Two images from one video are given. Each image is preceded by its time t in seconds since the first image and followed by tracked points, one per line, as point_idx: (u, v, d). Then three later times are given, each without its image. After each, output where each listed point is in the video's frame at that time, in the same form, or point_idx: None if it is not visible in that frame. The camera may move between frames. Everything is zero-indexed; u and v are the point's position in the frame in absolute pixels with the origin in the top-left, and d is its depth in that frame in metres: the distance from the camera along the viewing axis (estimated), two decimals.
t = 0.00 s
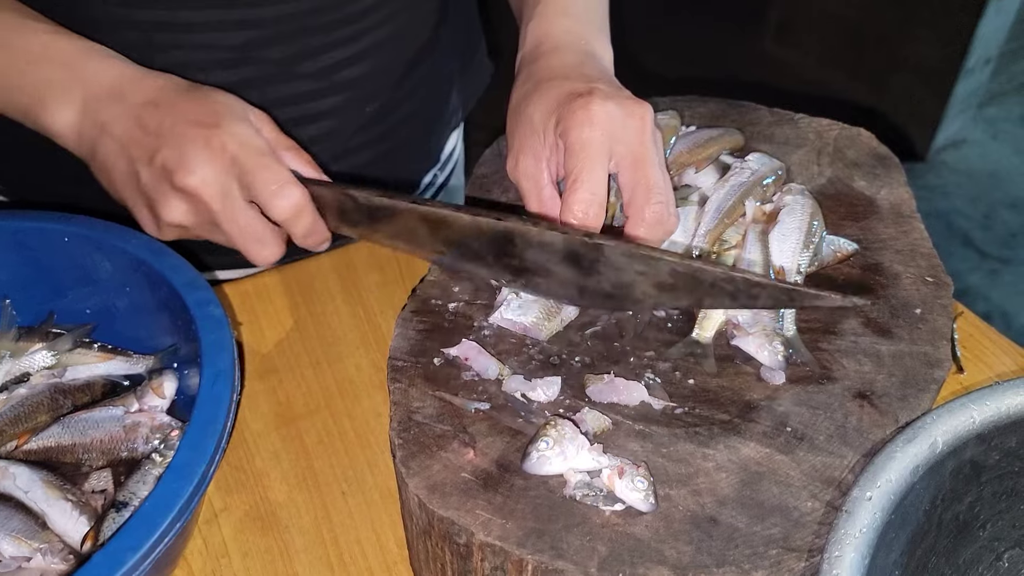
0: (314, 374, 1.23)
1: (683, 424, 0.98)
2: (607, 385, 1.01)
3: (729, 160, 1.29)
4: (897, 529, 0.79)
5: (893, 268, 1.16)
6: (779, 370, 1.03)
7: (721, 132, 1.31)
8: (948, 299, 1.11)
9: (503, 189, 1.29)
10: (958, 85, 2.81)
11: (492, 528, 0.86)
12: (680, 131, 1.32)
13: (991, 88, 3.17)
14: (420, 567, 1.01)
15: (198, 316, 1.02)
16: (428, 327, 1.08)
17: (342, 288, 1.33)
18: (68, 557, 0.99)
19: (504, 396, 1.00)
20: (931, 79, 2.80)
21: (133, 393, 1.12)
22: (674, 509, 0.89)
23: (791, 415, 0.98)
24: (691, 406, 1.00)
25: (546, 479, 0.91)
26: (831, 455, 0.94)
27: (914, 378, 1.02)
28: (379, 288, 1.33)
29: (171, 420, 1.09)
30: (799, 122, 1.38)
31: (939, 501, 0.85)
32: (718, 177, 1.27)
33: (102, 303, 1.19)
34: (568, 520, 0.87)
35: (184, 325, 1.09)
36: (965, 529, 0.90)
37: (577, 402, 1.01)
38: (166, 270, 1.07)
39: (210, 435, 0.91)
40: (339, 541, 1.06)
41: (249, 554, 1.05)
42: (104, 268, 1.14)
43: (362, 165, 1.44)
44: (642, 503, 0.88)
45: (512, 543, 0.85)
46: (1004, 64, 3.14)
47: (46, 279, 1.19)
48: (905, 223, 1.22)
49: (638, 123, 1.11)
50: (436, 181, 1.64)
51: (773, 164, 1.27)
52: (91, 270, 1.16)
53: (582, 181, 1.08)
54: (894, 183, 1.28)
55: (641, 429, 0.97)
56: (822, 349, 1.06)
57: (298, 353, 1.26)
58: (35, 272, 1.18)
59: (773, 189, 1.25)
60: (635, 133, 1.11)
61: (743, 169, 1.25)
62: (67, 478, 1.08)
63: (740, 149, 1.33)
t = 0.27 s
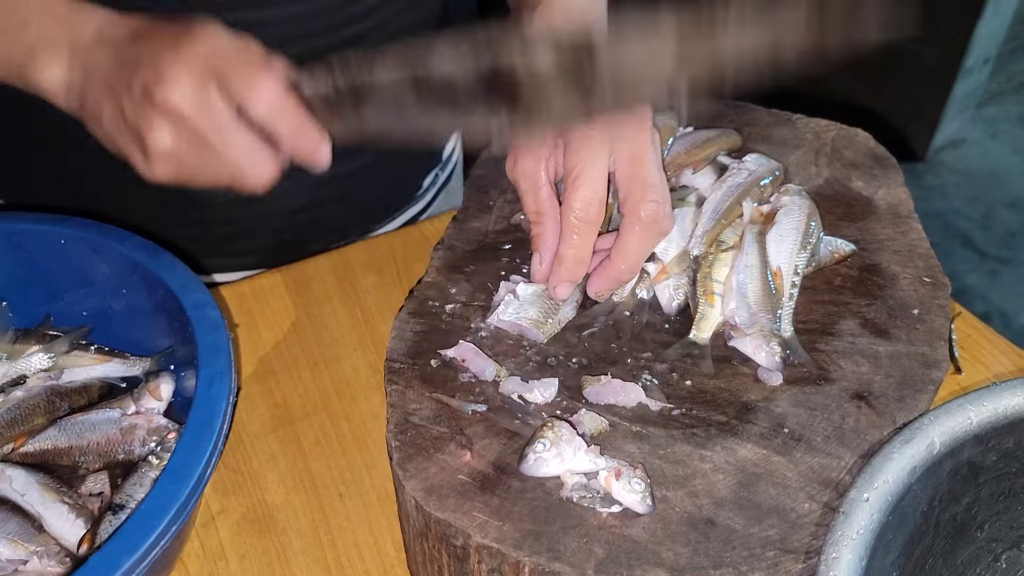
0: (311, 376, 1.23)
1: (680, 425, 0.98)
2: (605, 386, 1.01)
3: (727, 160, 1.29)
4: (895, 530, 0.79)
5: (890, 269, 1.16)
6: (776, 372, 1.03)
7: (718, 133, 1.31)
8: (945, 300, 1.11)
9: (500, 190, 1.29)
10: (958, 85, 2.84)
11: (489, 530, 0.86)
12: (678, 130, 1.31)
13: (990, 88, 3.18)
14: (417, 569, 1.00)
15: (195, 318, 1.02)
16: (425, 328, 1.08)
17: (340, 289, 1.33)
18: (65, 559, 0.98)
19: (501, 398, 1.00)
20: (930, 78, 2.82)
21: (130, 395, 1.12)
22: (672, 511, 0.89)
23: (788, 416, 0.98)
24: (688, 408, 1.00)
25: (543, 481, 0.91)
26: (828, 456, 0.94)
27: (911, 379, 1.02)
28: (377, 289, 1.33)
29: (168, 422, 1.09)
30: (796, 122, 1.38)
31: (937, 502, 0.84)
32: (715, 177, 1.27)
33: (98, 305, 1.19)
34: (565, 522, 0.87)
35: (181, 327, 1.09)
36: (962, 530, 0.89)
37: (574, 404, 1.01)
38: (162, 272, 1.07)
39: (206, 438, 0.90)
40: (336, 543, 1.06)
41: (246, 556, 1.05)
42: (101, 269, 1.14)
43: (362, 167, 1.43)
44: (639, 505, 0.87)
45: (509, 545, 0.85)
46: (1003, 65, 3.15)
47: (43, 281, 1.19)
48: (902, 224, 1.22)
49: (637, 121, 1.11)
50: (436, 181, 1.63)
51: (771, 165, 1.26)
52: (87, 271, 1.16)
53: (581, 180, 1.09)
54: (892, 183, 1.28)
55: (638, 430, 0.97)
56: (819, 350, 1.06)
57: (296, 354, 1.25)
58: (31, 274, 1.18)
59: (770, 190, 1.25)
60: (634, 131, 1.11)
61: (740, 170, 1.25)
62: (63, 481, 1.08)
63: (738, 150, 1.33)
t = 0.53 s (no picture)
0: (310, 375, 1.23)
1: (678, 426, 0.97)
2: (602, 386, 1.01)
3: (723, 159, 1.30)
4: (894, 530, 0.79)
5: (888, 268, 1.15)
6: (773, 372, 1.02)
7: (715, 132, 1.30)
8: (943, 299, 1.10)
9: (497, 190, 1.29)
10: (958, 85, 2.84)
11: (485, 531, 0.86)
12: (674, 130, 1.31)
13: (989, 87, 3.17)
14: (414, 571, 1.00)
15: (193, 318, 1.01)
16: (421, 329, 1.07)
17: (338, 288, 1.33)
18: (63, 559, 0.98)
19: (497, 399, 1.00)
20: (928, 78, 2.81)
21: (128, 394, 1.12)
22: (669, 512, 0.88)
23: (786, 415, 0.98)
24: (685, 408, 0.99)
25: (540, 482, 0.90)
26: (826, 456, 0.94)
27: (909, 378, 1.01)
28: (376, 288, 1.33)
29: (166, 422, 1.09)
30: (794, 121, 1.37)
31: (936, 500, 0.84)
32: (712, 176, 1.27)
33: (96, 304, 1.19)
34: (562, 523, 0.87)
35: (179, 326, 1.09)
36: (961, 529, 0.89)
37: (571, 404, 1.01)
38: (161, 270, 1.07)
39: (205, 437, 0.90)
40: (335, 543, 1.06)
41: (245, 556, 1.05)
42: (99, 269, 1.14)
43: (362, 166, 1.44)
44: (636, 506, 0.87)
45: (505, 547, 0.84)
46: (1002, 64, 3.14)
47: (42, 281, 1.18)
48: (900, 223, 1.22)
49: (634, 123, 1.11)
50: (436, 183, 1.63)
51: (767, 163, 1.26)
52: (86, 271, 1.15)
53: (578, 182, 1.08)
54: (890, 182, 1.28)
55: (635, 431, 0.97)
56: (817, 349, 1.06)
57: (295, 354, 1.25)
58: (30, 274, 1.18)
59: (767, 189, 1.25)
60: (631, 133, 1.10)
61: (737, 169, 1.25)
62: (61, 481, 1.08)
63: (735, 149, 1.33)
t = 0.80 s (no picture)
0: (308, 376, 1.23)
1: (676, 425, 0.97)
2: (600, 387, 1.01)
3: (722, 160, 1.29)
4: (892, 529, 0.79)
5: (886, 268, 1.15)
6: (772, 372, 1.02)
7: (713, 132, 1.30)
8: (941, 299, 1.11)
9: (495, 191, 1.29)
10: (955, 86, 2.84)
11: (484, 532, 0.86)
12: (672, 131, 1.31)
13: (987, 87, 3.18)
14: (413, 571, 1.00)
15: (189, 321, 1.01)
16: (420, 329, 1.07)
17: (336, 289, 1.32)
18: (58, 563, 0.99)
19: (495, 398, 1.00)
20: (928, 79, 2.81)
21: (125, 397, 1.12)
22: (667, 512, 0.88)
23: (784, 416, 0.98)
24: (683, 408, 0.99)
25: (538, 482, 0.90)
26: (824, 456, 0.94)
27: (907, 378, 1.02)
28: (374, 289, 1.33)
29: (163, 425, 1.08)
30: (792, 121, 1.37)
31: (934, 501, 0.84)
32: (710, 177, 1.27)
33: (92, 308, 1.19)
34: (561, 523, 0.87)
35: (176, 329, 1.08)
36: (960, 529, 0.89)
37: (570, 404, 1.01)
38: (158, 273, 1.07)
39: (201, 441, 0.90)
40: (334, 543, 1.06)
41: (243, 558, 1.05)
42: (96, 272, 1.14)
43: (361, 166, 1.44)
44: (634, 506, 0.87)
45: (504, 547, 0.84)
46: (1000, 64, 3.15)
47: (39, 284, 1.18)
48: (898, 223, 1.22)
49: (630, 122, 1.11)
50: (436, 183, 1.62)
51: (766, 164, 1.26)
52: (82, 274, 1.15)
53: (574, 180, 1.08)
54: (888, 182, 1.28)
55: (633, 431, 0.97)
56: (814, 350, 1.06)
57: (293, 355, 1.25)
58: (27, 277, 1.18)
59: (766, 190, 1.25)
60: (627, 132, 1.10)
61: (735, 169, 1.25)
62: (57, 484, 1.07)
63: (734, 149, 1.33)
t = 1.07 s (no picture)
0: (311, 377, 1.23)
1: (677, 427, 0.98)
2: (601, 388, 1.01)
3: (723, 162, 1.30)
4: (893, 530, 0.80)
5: (886, 270, 1.16)
6: (772, 373, 1.03)
7: (714, 134, 1.30)
8: (941, 301, 1.11)
9: (497, 192, 1.29)
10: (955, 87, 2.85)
11: (487, 532, 0.86)
12: (674, 133, 1.31)
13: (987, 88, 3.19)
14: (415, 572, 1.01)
15: (193, 322, 1.02)
16: (422, 330, 1.08)
17: (339, 291, 1.33)
18: (63, 564, 0.99)
19: (498, 399, 1.00)
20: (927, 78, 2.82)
21: (128, 399, 1.12)
22: (669, 513, 0.89)
23: (785, 417, 0.99)
24: (685, 409, 1.00)
25: (540, 483, 0.91)
26: (825, 457, 0.94)
27: (907, 380, 1.02)
28: (377, 290, 1.33)
29: (166, 426, 1.09)
30: (793, 123, 1.38)
31: (934, 502, 0.85)
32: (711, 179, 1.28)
33: (96, 309, 1.19)
34: (563, 523, 0.87)
35: (179, 330, 1.09)
36: (960, 529, 0.90)
37: (572, 405, 1.01)
38: (162, 275, 1.07)
39: (205, 442, 0.91)
40: (336, 544, 1.06)
41: (246, 558, 1.05)
42: (99, 273, 1.14)
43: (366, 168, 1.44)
44: (636, 506, 0.88)
45: (506, 548, 0.85)
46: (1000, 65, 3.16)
47: (43, 283, 1.19)
48: (898, 225, 1.22)
49: (634, 122, 1.12)
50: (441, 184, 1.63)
51: (768, 165, 1.27)
52: (86, 275, 1.15)
53: (576, 179, 1.09)
54: (888, 184, 1.28)
55: (635, 432, 0.97)
56: (815, 351, 1.06)
57: (296, 355, 1.25)
58: (31, 278, 1.18)
59: (767, 191, 1.25)
60: (630, 132, 1.11)
61: (737, 171, 1.25)
62: (60, 484, 1.08)
63: (734, 150, 1.33)
